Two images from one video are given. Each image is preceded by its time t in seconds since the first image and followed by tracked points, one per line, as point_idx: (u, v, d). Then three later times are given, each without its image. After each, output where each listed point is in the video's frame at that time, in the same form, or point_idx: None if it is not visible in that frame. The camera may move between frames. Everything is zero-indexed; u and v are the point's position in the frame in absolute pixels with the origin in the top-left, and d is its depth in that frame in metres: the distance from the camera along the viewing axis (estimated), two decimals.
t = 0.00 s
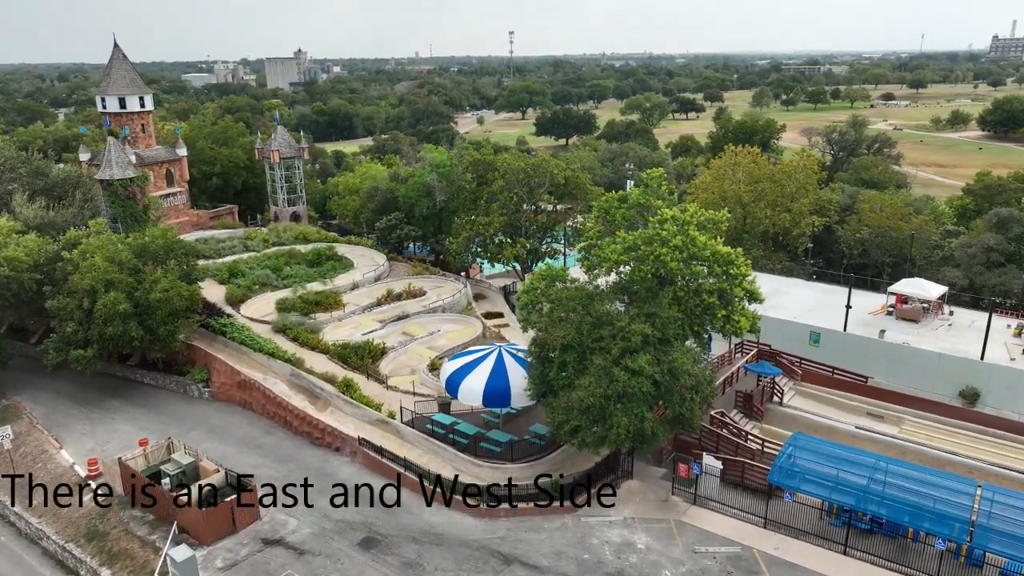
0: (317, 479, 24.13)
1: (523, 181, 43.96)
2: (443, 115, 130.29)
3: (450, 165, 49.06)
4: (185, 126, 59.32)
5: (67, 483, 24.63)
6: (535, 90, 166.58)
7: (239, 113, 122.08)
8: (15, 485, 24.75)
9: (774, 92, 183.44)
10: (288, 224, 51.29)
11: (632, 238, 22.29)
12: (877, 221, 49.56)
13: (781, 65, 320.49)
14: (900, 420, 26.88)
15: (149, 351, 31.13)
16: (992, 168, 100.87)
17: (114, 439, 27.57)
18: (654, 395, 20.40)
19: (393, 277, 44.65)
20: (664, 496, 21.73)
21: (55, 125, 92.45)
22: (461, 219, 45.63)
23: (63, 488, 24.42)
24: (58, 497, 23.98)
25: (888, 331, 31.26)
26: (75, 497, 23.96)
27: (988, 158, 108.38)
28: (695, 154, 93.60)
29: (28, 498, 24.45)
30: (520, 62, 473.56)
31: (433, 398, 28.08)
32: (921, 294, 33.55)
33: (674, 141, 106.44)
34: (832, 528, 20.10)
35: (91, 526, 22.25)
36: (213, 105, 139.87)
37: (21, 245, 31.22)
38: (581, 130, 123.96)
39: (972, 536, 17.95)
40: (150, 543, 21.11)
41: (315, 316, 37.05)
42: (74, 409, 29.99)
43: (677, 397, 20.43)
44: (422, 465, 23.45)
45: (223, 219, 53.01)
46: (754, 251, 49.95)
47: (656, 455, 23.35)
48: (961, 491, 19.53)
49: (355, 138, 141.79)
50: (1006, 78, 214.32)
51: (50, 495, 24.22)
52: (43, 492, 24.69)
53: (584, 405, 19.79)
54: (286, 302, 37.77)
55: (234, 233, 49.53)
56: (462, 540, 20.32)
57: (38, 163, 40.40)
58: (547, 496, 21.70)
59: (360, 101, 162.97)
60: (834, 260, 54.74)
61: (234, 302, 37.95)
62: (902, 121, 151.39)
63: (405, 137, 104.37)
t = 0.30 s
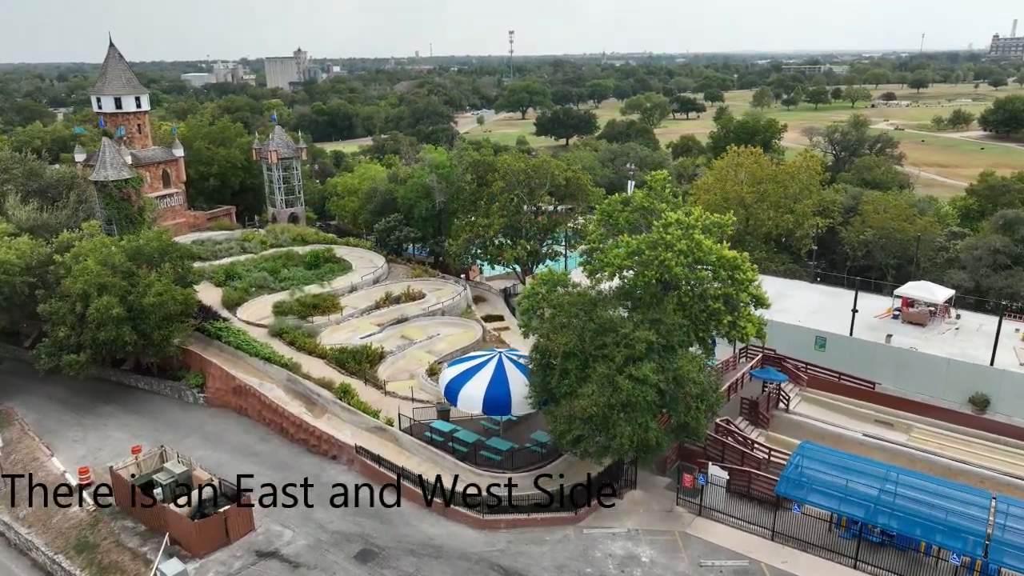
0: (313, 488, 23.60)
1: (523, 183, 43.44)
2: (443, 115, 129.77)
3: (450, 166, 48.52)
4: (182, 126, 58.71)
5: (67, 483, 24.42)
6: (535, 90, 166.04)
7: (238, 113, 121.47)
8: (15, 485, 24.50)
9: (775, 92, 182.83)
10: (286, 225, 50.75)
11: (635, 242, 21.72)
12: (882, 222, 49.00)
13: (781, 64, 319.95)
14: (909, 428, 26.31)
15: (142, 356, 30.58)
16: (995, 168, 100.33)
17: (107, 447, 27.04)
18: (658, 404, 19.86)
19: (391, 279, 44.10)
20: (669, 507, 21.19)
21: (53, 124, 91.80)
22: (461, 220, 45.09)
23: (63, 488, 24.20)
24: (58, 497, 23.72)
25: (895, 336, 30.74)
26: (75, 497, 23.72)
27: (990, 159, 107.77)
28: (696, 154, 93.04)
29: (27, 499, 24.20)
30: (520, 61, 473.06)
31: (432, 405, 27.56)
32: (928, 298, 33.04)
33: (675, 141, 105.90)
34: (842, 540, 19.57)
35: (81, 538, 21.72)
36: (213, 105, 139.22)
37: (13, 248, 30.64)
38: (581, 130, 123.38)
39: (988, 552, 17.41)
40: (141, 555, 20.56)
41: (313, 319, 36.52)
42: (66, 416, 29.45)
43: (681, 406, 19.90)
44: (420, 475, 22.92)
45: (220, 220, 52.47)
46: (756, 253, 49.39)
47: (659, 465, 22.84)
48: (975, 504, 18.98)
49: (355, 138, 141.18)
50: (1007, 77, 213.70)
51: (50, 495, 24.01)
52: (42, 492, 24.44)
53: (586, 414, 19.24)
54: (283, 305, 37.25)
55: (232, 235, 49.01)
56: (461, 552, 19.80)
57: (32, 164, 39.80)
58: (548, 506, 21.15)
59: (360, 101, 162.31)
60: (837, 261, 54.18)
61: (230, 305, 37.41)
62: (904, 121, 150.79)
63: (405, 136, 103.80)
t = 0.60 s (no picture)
0: (309, 500, 22.99)
1: (523, 184, 42.80)
2: (443, 115, 129.20)
3: (449, 167, 47.91)
4: (178, 127, 58.00)
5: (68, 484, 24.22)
6: (535, 89, 165.36)
7: (237, 113, 120.77)
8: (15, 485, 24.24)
9: (775, 91, 182.18)
10: (283, 227, 50.09)
11: (640, 248, 21.02)
12: (887, 224, 48.37)
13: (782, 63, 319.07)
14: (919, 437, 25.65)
15: (135, 362, 29.93)
16: (997, 168, 99.85)
17: (98, 455, 26.41)
18: (664, 416, 19.20)
19: (389, 282, 43.44)
20: (674, 521, 20.54)
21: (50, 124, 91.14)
22: (460, 222, 44.44)
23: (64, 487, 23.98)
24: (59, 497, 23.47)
25: (903, 342, 30.11)
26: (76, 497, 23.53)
27: (993, 159, 107.12)
28: (698, 154, 92.39)
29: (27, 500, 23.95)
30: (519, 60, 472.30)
31: (430, 413, 26.90)
32: (937, 302, 32.40)
33: (676, 141, 105.29)
34: (854, 557, 18.91)
35: (69, 552, 21.12)
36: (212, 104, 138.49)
37: (3, 251, 29.97)
38: (581, 130, 122.76)
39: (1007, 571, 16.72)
40: (130, 571, 19.92)
41: (309, 324, 35.89)
42: (57, 423, 28.79)
43: (688, 417, 19.25)
44: (418, 487, 22.29)
45: (217, 221, 51.80)
46: (760, 255, 48.73)
47: (665, 477, 22.17)
48: (992, 519, 18.29)
49: (355, 138, 140.51)
50: (1008, 77, 213.14)
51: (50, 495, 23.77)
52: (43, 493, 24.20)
53: (590, 427, 18.57)
54: (279, 309, 36.62)
55: (228, 237, 48.38)
56: (460, 569, 19.17)
57: (24, 165, 39.13)
58: (550, 520, 20.49)
59: (359, 100, 161.58)
60: (841, 263, 53.52)
61: (226, 309, 36.74)
62: (905, 120, 150.13)
63: (404, 136, 103.13)
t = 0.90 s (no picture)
0: (302, 516, 22.26)
1: (523, 186, 42.04)
2: (442, 115, 128.39)
3: (448, 169, 47.16)
4: (173, 129, 57.17)
5: (68, 484, 24.35)
6: (535, 90, 164.57)
7: (235, 113, 119.94)
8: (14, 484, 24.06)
9: (776, 92, 181.43)
10: (280, 230, 49.32)
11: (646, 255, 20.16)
12: (893, 227, 47.59)
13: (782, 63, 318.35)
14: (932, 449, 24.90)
15: (125, 371, 29.16)
16: (1000, 169, 99.27)
17: (85, 468, 25.60)
18: (671, 431, 18.44)
19: (387, 287, 42.64)
20: (680, 540, 19.77)
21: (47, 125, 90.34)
22: (459, 225, 43.67)
23: (63, 488, 24.09)
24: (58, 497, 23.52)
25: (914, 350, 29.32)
26: (75, 497, 23.60)
27: (996, 160, 106.35)
28: (699, 155, 91.60)
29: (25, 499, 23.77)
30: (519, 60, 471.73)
31: (428, 425, 26.15)
32: (947, 308, 31.63)
33: (677, 142, 104.54)
34: None
35: (52, 571, 20.34)
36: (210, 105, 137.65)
37: None
38: (582, 131, 122.02)
39: None
40: None
41: (305, 331, 35.12)
42: (44, 434, 28.03)
43: (695, 432, 18.47)
44: (414, 503, 21.55)
45: (212, 224, 51.05)
46: (763, 258, 47.95)
47: (671, 493, 21.39)
48: (1013, 540, 17.49)
49: (354, 138, 139.76)
50: (1009, 77, 212.43)
51: (49, 495, 23.75)
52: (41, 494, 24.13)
53: (593, 443, 17.79)
54: (275, 315, 35.87)
55: (224, 241, 47.64)
56: None
57: (14, 168, 38.34)
58: (551, 539, 19.73)
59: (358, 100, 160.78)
60: (846, 267, 52.74)
61: (220, 315, 35.97)
62: (906, 121, 149.39)
63: (403, 137, 102.35)
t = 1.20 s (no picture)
0: (293, 535, 21.46)
1: (523, 190, 41.20)
2: (442, 116, 127.52)
3: (446, 172, 46.31)
4: (167, 130, 56.28)
5: (68, 484, 24.68)
6: (535, 90, 163.72)
7: (233, 113, 119.03)
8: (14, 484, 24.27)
9: (777, 92, 180.62)
10: (275, 233, 48.46)
11: (651, 264, 19.28)
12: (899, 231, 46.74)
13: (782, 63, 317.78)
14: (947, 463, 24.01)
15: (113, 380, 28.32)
16: (1004, 171, 98.50)
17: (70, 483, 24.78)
18: (678, 450, 17.58)
19: (384, 292, 41.79)
20: (687, 562, 18.92)
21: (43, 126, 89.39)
22: (458, 229, 42.81)
23: (63, 488, 24.43)
24: (58, 497, 23.87)
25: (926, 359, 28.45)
26: (75, 497, 23.88)
27: (999, 161, 105.45)
28: (701, 156, 90.69)
29: (24, 499, 23.97)
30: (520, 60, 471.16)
31: (425, 438, 25.33)
32: (959, 316, 30.76)
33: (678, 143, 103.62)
34: None
35: None
36: (209, 105, 136.78)
37: None
38: (582, 131, 121.11)
39: None
40: None
41: (300, 338, 34.30)
42: (29, 445, 27.20)
43: (704, 451, 17.63)
44: (409, 522, 20.73)
45: (207, 227, 50.24)
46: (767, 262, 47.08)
47: (677, 512, 20.52)
48: None
49: (353, 139, 138.88)
50: (1010, 78, 211.67)
51: (49, 496, 24.05)
52: (40, 494, 24.38)
53: (596, 464, 16.92)
54: (268, 321, 35.04)
55: (218, 244, 46.82)
56: None
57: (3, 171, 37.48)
58: (552, 560, 18.90)
59: (358, 101, 159.93)
60: (851, 270, 51.86)
61: (213, 322, 35.13)
62: (907, 121, 148.54)
63: (402, 138, 101.43)
